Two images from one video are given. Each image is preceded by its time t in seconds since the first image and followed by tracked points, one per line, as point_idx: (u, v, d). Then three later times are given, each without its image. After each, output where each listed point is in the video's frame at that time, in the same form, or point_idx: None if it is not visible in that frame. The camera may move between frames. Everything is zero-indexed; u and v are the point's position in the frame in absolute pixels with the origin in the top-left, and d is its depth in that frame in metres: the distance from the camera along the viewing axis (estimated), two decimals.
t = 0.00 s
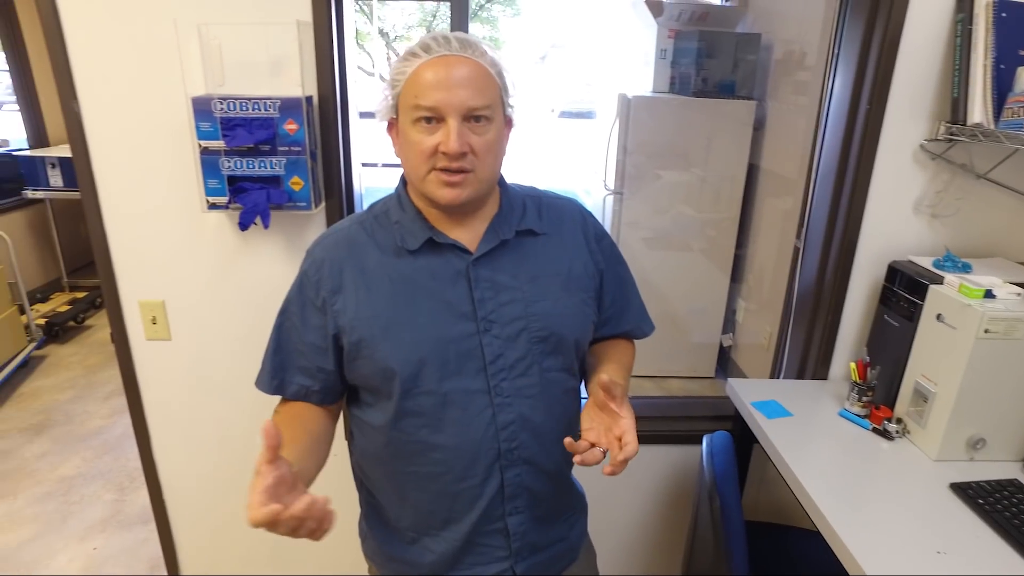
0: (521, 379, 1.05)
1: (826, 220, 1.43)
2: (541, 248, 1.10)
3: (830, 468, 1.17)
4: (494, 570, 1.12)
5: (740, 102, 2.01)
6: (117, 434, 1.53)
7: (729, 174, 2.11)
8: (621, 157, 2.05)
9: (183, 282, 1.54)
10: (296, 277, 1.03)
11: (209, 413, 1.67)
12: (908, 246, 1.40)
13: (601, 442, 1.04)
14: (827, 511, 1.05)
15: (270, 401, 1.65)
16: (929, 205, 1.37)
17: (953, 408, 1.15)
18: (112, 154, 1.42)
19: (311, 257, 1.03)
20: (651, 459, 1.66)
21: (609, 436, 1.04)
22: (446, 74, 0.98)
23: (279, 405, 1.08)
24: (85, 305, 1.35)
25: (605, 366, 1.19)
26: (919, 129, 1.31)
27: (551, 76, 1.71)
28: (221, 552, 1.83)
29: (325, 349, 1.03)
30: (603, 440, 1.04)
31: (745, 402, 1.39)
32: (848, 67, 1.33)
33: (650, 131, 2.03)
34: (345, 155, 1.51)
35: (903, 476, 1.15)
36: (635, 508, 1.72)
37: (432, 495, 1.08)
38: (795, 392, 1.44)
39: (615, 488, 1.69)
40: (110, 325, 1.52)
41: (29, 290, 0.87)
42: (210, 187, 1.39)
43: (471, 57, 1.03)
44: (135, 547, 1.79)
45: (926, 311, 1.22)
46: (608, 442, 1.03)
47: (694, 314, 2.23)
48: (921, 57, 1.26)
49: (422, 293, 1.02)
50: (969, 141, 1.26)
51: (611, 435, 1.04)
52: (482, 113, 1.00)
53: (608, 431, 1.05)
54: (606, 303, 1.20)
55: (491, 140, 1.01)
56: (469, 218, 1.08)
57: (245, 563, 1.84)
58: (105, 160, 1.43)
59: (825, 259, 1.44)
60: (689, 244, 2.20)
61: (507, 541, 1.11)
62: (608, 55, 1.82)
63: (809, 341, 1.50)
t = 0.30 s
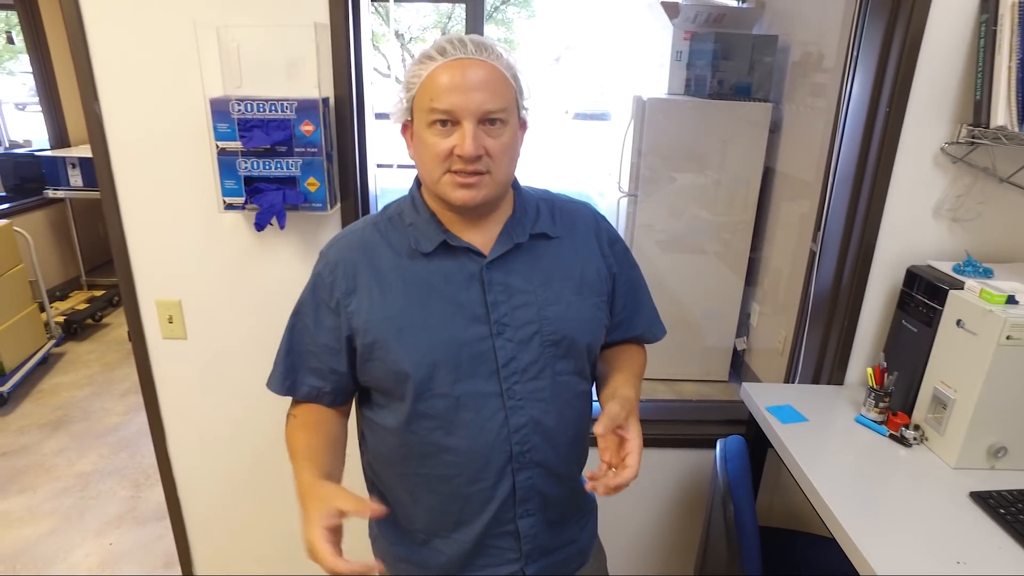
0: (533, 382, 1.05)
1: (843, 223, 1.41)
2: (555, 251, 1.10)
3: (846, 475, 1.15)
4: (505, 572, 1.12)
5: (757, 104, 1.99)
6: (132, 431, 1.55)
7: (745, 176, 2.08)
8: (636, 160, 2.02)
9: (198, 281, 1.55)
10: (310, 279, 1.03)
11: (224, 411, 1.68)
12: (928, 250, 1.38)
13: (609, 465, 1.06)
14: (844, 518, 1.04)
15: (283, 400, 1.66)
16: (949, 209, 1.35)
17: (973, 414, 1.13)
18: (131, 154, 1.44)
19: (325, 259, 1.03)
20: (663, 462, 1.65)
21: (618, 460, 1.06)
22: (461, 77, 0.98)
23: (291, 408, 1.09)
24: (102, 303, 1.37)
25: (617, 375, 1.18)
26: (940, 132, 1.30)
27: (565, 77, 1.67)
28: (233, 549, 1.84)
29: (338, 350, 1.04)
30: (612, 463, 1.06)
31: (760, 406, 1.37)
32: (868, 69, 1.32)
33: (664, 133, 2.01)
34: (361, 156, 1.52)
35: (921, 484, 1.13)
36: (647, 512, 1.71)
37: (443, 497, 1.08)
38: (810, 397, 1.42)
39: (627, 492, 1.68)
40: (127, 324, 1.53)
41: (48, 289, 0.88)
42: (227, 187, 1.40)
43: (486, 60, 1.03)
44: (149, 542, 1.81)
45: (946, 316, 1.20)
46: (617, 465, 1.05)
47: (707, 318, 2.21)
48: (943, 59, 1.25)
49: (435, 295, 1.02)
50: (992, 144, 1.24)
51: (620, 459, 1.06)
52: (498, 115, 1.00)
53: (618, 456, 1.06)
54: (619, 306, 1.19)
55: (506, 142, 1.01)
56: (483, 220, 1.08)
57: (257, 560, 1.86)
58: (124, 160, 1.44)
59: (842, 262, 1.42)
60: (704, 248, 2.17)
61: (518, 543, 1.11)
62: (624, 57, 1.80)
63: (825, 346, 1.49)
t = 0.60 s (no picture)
0: (544, 384, 1.05)
1: (857, 226, 1.40)
2: (565, 253, 1.10)
3: (860, 480, 1.14)
4: (516, 572, 1.12)
5: (769, 106, 1.98)
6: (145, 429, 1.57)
7: (757, 177, 2.07)
8: (648, 161, 2.03)
9: (212, 280, 1.56)
10: (322, 282, 1.03)
11: (236, 410, 1.69)
12: (943, 253, 1.37)
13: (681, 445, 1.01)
14: (856, 522, 1.03)
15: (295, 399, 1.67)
16: (966, 212, 1.33)
17: (989, 420, 1.12)
18: (146, 155, 1.46)
19: (337, 262, 1.03)
20: (674, 465, 1.65)
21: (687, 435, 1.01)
22: (467, 79, 0.99)
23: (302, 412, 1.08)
24: (115, 302, 1.39)
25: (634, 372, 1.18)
26: (956, 134, 1.28)
27: (576, 78, 1.68)
28: (244, 547, 1.85)
29: (352, 353, 1.04)
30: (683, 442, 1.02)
31: (771, 410, 1.36)
32: (883, 71, 1.31)
33: (677, 136, 2.01)
34: (373, 157, 1.53)
35: (936, 490, 1.12)
36: (657, 514, 1.70)
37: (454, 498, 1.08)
38: (822, 401, 1.41)
39: (637, 494, 1.68)
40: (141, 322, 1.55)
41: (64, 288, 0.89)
42: (240, 188, 1.41)
43: (491, 60, 1.03)
44: (161, 539, 1.83)
45: (962, 320, 1.19)
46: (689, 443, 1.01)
47: (718, 319, 2.20)
48: (960, 60, 1.23)
49: (446, 297, 1.02)
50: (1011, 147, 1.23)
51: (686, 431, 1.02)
52: (505, 116, 1.00)
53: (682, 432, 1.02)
54: (628, 307, 1.19)
55: (514, 142, 1.01)
56: (494, 221, 1.08)
57: (268, 558, 1.87)
58: (139, 161, 1.46)
59: (856, 265, 1.41)
60: (714, 250, 2.18)
61: (529, 544, 1.11)
62: (636, 59, 1.80)
63: (837, 350, 1.47)
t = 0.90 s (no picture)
0: (553, 383, 1.05)
1: (866, 228, 1.39)
2: (572, 254, 1.10)
3: (868, 484, 1.14)
4: (526, 573, 1.12)
5: (778, 108, 1.98)
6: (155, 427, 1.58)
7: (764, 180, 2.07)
8: (656, 163, 2.03)
9: (222, 280, 1.58)
10: (336, 284, 1.02)
11: (246, 409, 1.70)
12: (955, 256, 1.36)
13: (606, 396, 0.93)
14: (865, 526, 1.03)
15: (304, 399, 1.68)
16: (976, 215, 1.33)
17: (1000, 426, 1.11)
18: (158, 156, 1.47)
19: (348, 263, 1.03)
20: (682, 468, 1.64)
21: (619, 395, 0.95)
22: (471, 82, 0.99)
23: (316, 431, 1.01)
24: (126, 302, 1.40)
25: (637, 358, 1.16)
26: (967, 137, 1.28)
27: (585, 80, 1.68)
28: (254, 545, 1.86)
29: (375, 353, 1.02)
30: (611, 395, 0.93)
31: (780, 414, 1.36)
32: (893, 73, 1.30)
33: (685, 138, 2.02)
34: (383, 159, 1.54)
35: (946, 495, 1.12)
36: (666, 517, 1.70)
37: (464, 498, 1.08)
38: (831, 404, 1.40)
39: (645, 496, 1.67)
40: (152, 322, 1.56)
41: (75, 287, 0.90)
42: (251, 189, 1.42)
43: (492, 63, 1.04)
44: (170, 538, 1.84)
45: (972, 324, 1.18)
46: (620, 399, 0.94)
47: (727, 322, 2.20)
48: (971, 64, 1.23)
49: (455, 297, 1.03)
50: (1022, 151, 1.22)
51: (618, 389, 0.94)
52: (510, 117, 1.01)
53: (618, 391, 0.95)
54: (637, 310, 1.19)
55: (520, 143, 1.01)
56: (503, 222, 1.08)
57: (276, 556, 1.87)
58: (151, 161, 1.47)
59: (865, 268, 1.40)
60: (722, 251, 2.18)
61: (539, 544, 1.11)
62: (643, 61, 1.80)
63: (846, 353, 1.47)
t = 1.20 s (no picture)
0: (557, 384, 1.05)
1: (872, 229, 1.38)
2: (576, 255, 1.10)
3: (874, 486, 1.13)
4: (530, 573, 1.11)
5: (784, 109, 1.97)
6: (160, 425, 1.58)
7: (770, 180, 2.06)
8: (661, 164, 2.02)
9: (228, 279, 1.58)
10: (340, 284, 1.02)
11: (251, 408, 1.71)
12: (962, 257, 1.35)
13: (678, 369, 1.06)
14: (869, 529, 1.02)
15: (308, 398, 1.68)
16: (984, 217, 1.32)
17: (1007, 429, 1.10)
18: (164, 155, 1.48)
19: (352, 262, 1.04)
20: (686, 469, 1.64)
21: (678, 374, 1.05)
22: (484, 82, 0.99)
23: (318, 427, 1.00)
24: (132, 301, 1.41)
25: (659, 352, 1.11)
26: (975, 138, 1.27)
27: (591, 80, 1.67)
28: (258, 544, 1.86)
29: (379, 356, 1.01)
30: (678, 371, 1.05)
31: (785, 416, 1.35)
32: (900, 74, 1.30)
33: (689, 139, 2.00)
34: (388, 159, 1.54)
35: (953, 497, 1.11)
36: (670, 518, 1.69)
37: (467, 498, 1.08)
38: (836, 406, 1.39)
39: (649, 497, 1.67)
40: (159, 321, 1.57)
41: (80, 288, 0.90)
42: (257, 189, 1.43)
43: (506, 64, 1.04)
44: (174, 537, 1.85)
45: (980, 326, 1.17)
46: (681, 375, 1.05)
47: (732, 323, 2.19)
48: (979, 65, 1.22)
49: (459, 297, 1.03)
50: None
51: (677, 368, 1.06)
52: (520, 119, 1.01)
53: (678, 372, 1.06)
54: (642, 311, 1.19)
55: (529, 145, 1.01)
56: (508, 223, 1.08)
57: (281, 555, 1.88)
58: (157, 161, 1.48)
59: (871, 269, 1.39)
60: (727, 253, 2.17)
61: (543, 544, 1.11)
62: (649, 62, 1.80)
63: (852, 354, 1.46)
